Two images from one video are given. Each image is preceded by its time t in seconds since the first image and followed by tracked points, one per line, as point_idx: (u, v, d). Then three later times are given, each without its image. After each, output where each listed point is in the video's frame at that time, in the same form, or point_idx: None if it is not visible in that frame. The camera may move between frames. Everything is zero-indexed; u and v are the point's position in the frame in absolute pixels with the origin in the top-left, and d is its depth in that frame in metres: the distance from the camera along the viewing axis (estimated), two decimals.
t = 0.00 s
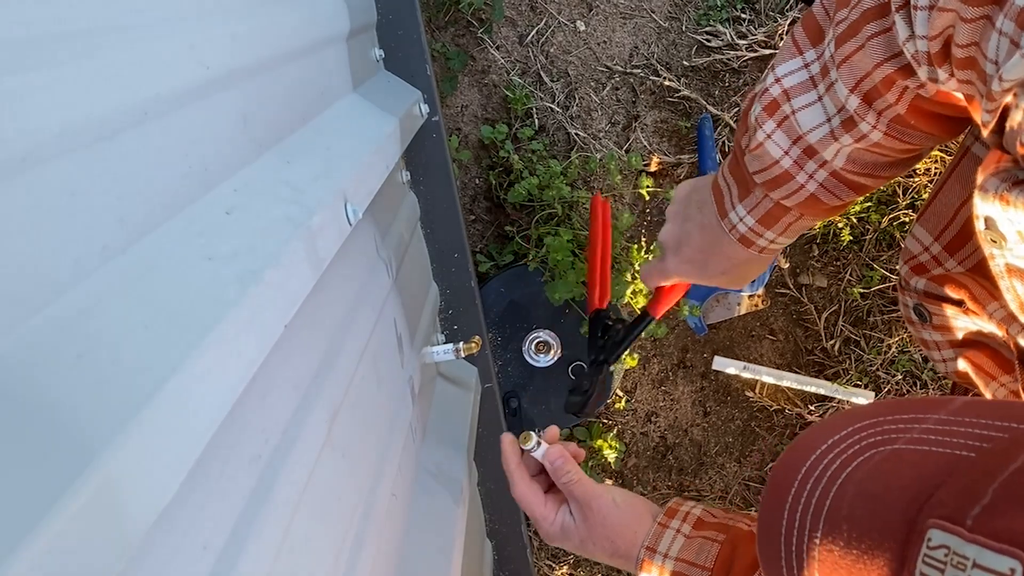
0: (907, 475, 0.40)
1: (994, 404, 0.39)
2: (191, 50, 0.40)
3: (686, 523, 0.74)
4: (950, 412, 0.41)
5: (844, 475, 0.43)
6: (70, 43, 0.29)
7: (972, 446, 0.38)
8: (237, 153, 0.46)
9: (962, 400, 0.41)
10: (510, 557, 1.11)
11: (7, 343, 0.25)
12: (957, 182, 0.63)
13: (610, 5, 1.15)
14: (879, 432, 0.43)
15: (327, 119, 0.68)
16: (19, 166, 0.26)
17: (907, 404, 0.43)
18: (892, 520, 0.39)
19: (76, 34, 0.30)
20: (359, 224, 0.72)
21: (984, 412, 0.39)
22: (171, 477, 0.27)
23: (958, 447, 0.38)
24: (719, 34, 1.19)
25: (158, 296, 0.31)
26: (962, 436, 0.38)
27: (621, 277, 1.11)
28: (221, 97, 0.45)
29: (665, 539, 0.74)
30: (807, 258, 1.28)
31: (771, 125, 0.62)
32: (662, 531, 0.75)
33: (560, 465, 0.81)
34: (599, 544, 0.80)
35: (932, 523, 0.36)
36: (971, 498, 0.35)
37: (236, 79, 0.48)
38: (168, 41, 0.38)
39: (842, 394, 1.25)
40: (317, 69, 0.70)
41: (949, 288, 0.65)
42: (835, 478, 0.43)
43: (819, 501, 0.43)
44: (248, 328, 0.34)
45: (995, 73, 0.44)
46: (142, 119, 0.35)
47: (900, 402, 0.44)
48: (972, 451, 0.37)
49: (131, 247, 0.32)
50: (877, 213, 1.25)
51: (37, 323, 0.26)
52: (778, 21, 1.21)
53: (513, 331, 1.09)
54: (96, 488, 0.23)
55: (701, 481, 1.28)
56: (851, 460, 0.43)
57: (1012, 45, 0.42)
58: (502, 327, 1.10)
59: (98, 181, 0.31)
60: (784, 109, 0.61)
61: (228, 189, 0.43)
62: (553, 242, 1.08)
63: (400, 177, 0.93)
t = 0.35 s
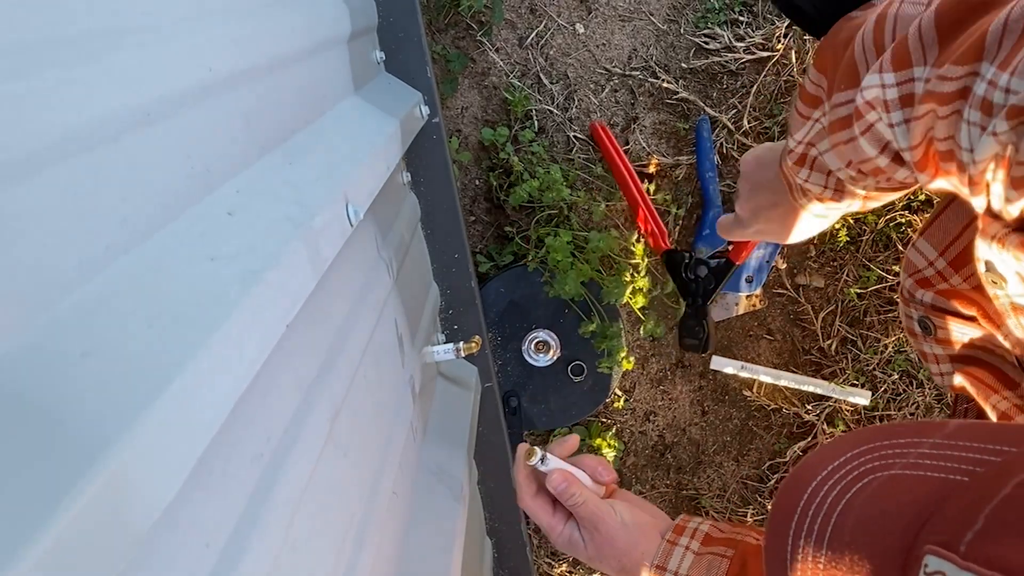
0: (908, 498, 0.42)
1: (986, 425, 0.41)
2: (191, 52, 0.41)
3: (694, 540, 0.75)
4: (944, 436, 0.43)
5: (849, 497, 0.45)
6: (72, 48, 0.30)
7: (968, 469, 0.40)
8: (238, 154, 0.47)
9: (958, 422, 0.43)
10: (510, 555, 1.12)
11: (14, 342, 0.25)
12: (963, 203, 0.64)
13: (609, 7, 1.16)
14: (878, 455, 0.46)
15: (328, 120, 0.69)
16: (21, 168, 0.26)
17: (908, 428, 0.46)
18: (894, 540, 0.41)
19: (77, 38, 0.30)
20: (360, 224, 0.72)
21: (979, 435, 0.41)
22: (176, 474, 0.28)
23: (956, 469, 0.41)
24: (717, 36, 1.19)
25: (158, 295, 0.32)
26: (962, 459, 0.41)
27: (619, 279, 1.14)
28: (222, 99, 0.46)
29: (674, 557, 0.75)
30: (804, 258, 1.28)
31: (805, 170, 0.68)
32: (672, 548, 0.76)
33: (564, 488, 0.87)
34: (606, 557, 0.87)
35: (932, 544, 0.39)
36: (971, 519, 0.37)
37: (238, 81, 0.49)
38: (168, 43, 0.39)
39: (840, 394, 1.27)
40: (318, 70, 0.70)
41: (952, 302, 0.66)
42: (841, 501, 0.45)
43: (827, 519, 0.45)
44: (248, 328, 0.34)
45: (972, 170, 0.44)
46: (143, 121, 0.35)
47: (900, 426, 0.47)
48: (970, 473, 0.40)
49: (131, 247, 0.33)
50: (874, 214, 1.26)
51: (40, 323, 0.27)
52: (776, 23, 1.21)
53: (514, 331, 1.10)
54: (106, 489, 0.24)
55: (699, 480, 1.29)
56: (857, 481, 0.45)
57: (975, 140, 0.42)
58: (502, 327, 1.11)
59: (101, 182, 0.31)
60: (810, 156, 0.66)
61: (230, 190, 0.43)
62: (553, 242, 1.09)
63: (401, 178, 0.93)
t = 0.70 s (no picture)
0: (716, 515, 0.53)
1: (778, 457, 0.50)
2: (203, 65, 0.43)
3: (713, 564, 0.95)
4: (747, 461, 0.53)
5: (687, 507, 0.57)
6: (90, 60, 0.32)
7: (752, 494, 0.50)
8: (249, 160, 0.49)
9: (757, 453, 0.53)
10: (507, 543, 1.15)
11: (45, 335, 0.27)
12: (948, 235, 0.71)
13: (605, 16, 1.18)
14: (701, 472, 0.57)
15: (334, 126, 0.71)
16: (49, 176, 0.29)
17: (717, 455, 0.56)
18: (703, 548, 0.53)
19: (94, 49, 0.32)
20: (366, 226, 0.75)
21: (762, 467, 0.51)
22: (189, 463, 0.30)
23: (744, 494, 0.51)
24: (710, 44, 1.22)
25: (174, 295, 0.34)
26: (753, 485, 0.50)
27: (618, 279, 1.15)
28: (233, 106, 0.48)
29: None
30: (796, 258, 1.30)
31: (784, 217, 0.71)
32: None
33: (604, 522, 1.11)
34: None
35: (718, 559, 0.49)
36: (744, 544, 0.44)
37: (247, 90, 0.51)
38: (183, 57, 0.41)
39: (830, 390, 1.29)
40: (325, 77, 0.73)
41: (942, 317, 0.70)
42: (684, 508, 0.57)
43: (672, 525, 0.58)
44: (257, 327, 0.36)
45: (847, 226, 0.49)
46: (157, 130, 0.38)
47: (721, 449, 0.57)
48: (754, 498, 0.49)
49: (150, 249, 0.35)
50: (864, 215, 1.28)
51: (68, 316, 0.29)
52: (767, 31, 1.24)
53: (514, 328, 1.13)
54: (122, 479, 0.26)
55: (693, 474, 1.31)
56: (691, 495, 0.57)
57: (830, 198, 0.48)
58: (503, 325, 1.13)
59: (120, 186, 0.34)
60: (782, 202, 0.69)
61: (241, 195, 0.46)
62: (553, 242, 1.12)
63: (405, 181, 0.96)
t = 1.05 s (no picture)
0: (692, 506, 0.55)
1: (751, 449, 0.52)
2: (206, 69, 0.44)
3: None
4: (723, 453, 0.54)
5: (665, 497, 0.59)
6: (91, 60, 0.32)
7: (725, 485, 0.52)
8: (251, 161, 0.50)
9: (733, 444, 0.54)
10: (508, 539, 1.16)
11: (51, 332, 0.28)
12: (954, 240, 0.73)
13: (604, 19, 1.19)
14: (678, 466, 0.58)
15: (335, 128, 0.72)
16: (52, 177, 0.29)
17: (698, 445, 0.58)
18: (680, 538, 0.55)
19: (94, 50, 0.33)
20: (367, 227, 0.76)
21: (735, 458, 0.53)
22: (191, 461, 0.30)
23: (717, 486, 0.53)
24: (708, 47, 1.22)
25: (177, 294, 0.34)
26: (725, 477, 0.52)
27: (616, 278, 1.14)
28: (234, 107, 0.49)
29: None
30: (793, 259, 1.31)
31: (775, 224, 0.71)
32: None
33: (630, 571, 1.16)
34: None
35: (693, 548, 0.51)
36: (716, 532, 0.47)
37: (249, 92, 0.52)
38: (186, 60, 0.42)
39: (826, 389, 1.30)
40: (326, 79, 0.73)
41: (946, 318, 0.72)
42: (661, 498, 0.59)
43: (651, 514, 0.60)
44: (258, 326, 0.37)
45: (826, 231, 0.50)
46: (160, 131, 0.38)
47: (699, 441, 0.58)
48: (726, 490, 0.51)
49: (152, 248, 0.36)
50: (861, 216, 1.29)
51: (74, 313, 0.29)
52: (765, 34, 1.25)
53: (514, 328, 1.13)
54: (127, 474, 0.26)
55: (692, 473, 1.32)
56: (669, 487, 0.58)
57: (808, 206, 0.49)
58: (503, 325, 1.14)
59: (121, 186, 0.34)
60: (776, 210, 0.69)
61: (243, 196, 0.46)
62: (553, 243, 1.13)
63: (405, 183, 0.96)
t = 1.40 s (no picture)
0: (677, 495, 0.56)
1: (737, 442, 0.54)
2: (208, 71, 0.44)
3: None
4: (709, 446, 0.56)
5: (652, 486, 0.59)
6: (94, 62, 0.33)
7: (709, 476, 0.53)
8: (253, 162, 0.50)
9: (720, 437, 0.56)
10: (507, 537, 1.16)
11: (54, 331, 0.28)
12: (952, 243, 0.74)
13: (604, 21, 1.19)
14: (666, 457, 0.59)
15: (336, 129, 0.72)
16: (60, 178, 0.30)
17: (686, 436, 0.59)
18: (665, 527, 0.56)
19: (97, 51, 0.33)
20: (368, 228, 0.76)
21: (722, 450, 0.54)
22: (193, 460, 0.31)
23: (703, 476, 0.53)
24: (707, 49, 1.23)
25: (182, 294, 0.35)
26: (710, 468, 0.53)
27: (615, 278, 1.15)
28: (237, 109, 0.49)
29: None
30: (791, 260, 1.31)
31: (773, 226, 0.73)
32: None
33: None
34: None
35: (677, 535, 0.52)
36: (700, 521, 0.48)
37: (251, 94, 0.52)
38: (189, 62, 0.42)
39: (825, 389, 1.29)
40: (327, 80, 0.74)
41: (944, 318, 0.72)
42: (649, 487, 0.60)
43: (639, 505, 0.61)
44: (260, 326, 0.37)
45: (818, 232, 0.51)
46: (165, 132, 0.39)
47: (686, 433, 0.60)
48: (711, 480, 0.52)
49: (156, 248, 0.36)
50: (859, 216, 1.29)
51: (86, 309, 0.30)
52: (763, 36, 1.26)
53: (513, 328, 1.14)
54: (132, 471, 0.26)
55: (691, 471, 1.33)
56: (655, 478, 0.59)
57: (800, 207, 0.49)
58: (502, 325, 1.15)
59: (127, 186, 0.35)
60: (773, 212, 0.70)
61: (246, 197, 0.47)
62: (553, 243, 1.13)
63: (406, 183, 0.97)
